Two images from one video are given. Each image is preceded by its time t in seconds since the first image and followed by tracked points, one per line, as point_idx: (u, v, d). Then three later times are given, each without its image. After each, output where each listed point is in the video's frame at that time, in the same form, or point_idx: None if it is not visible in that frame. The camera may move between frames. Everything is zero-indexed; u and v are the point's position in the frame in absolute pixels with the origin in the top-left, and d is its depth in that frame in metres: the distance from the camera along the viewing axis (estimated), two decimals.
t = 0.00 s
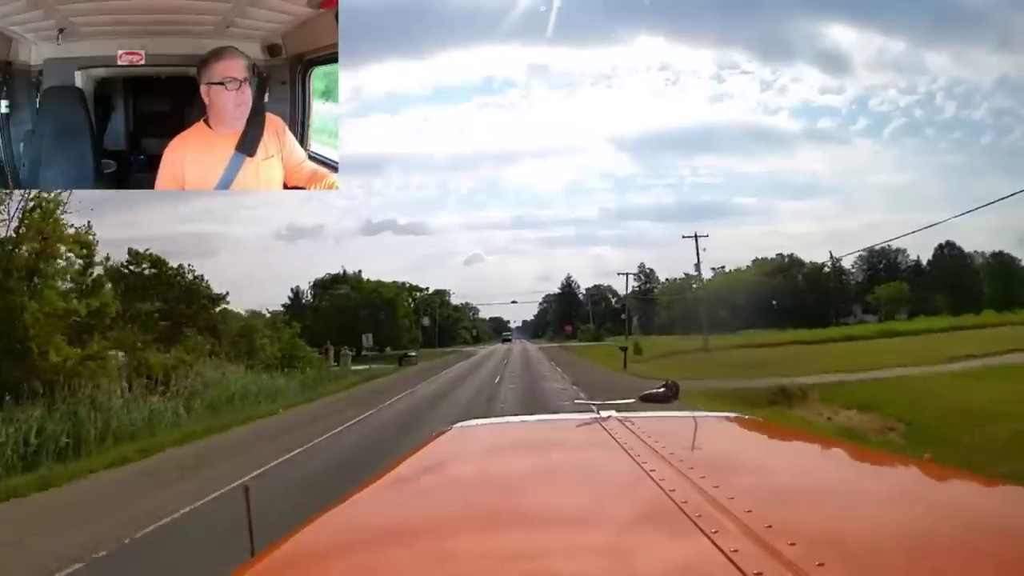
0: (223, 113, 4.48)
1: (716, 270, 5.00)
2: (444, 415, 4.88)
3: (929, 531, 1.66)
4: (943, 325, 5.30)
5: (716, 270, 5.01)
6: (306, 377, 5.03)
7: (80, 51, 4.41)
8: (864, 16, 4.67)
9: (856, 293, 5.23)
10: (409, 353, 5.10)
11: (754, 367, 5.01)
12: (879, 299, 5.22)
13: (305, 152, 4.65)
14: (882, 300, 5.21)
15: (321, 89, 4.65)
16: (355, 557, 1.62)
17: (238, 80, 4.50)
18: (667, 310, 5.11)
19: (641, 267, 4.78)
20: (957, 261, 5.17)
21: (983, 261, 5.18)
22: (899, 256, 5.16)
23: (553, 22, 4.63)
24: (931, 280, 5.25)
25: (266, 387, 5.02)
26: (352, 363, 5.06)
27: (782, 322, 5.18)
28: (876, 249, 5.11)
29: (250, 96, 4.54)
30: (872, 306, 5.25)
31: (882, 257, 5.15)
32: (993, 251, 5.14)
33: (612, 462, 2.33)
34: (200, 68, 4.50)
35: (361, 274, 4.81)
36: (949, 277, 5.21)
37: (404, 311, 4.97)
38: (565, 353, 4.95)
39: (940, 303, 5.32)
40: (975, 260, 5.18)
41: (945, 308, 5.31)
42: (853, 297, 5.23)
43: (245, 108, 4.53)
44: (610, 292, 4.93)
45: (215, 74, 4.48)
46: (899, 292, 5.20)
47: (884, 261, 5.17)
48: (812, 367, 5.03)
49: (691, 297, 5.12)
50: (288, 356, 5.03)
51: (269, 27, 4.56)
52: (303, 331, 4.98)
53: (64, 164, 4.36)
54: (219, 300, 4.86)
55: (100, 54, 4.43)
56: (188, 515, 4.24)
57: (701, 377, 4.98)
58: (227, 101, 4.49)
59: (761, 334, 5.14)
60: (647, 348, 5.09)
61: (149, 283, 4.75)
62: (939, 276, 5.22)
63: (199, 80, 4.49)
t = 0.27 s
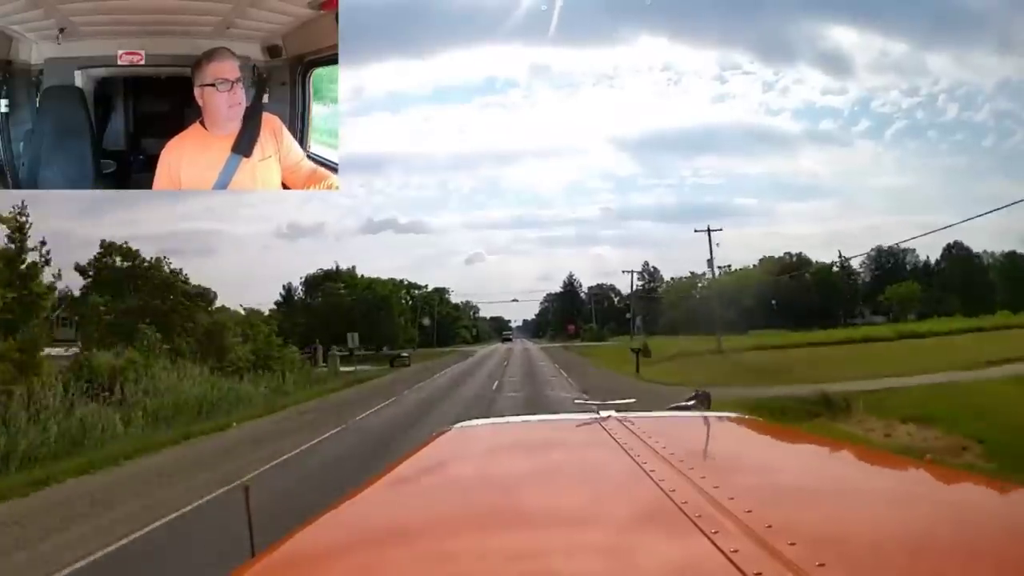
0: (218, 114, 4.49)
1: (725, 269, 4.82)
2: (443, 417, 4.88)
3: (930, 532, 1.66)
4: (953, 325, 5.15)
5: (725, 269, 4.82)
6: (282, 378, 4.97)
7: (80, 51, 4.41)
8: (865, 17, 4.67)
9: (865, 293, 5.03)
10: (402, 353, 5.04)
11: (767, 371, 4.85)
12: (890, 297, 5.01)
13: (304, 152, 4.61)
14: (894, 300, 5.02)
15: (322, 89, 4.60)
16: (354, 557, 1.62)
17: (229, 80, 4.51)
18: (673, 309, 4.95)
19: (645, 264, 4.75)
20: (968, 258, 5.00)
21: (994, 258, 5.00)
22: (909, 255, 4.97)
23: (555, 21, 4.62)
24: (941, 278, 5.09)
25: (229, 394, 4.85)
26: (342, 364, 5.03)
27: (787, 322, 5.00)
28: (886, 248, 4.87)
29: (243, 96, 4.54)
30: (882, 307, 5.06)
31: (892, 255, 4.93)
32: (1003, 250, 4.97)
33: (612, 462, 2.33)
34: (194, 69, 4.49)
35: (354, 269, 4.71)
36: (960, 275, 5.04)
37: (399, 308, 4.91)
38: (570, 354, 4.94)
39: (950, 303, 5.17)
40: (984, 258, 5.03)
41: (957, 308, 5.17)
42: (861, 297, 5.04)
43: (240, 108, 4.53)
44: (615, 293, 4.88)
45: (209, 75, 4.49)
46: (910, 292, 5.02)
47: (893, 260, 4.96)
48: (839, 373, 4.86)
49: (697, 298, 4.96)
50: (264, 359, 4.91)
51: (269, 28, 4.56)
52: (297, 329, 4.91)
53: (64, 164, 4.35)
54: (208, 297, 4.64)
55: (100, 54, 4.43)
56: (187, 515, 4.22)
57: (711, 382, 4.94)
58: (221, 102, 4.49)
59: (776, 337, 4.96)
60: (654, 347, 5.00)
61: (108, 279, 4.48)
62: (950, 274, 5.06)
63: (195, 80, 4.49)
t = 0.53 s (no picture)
0: (218, 113, 4.48)
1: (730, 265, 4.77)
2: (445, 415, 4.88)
3: (930, 531, 1.66)
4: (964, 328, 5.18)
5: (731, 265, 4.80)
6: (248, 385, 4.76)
7: (80, 51, 4.40)
8: (865, 16, 4.66)
9: (877, 293, 4.97)
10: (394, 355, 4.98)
11: (780, 375, 4.84)
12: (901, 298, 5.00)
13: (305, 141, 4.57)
14: (905, 299, 5.02)
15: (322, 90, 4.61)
16: (354, 558, 1.61)
17: (228, 79, 4.51)
18: (677, 308, 4.95)
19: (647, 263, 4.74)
20: (980, 259, 4.98)
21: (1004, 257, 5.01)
22: (920, 255, 4.93)
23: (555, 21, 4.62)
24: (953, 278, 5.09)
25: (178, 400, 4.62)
26: (327, 367, 4.88)
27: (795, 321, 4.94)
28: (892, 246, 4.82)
29: (242, 95, 4.54)
30: (892, 305, 5.05)
31: (900, 254, 4.91)
32: (1013, 249, 4.98)
33: (613, 462, 2.33)
34: (194, 69, 4.48)
35: (347, 267, 4.65)
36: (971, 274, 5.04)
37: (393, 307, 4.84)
38: (575, 353, 4.98)
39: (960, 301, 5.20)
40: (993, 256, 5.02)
41: (969, 308, 5.21)
42: (872, 297, 4.98)
43: (239, 106, 4.53)
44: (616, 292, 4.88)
45: (208, 74, 4.48)
46: (921, 291, 5.00)
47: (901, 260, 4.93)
48: (850, 375, 4.87)
49: (701, 298, 4.91)
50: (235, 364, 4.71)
51: (269, 28, 4.56)
52: (290, 329, 4.78)
53: (64, 164, 4.33)
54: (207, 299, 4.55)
55: (100, 54, 4.42)
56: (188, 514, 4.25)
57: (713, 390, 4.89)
58: (220, 101, 4.49)
59: (781, 337, 4.90)
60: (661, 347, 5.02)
61: (77, 272, 4.35)
62: (960, 273, 5.05)
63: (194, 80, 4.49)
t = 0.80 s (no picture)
0: (222, 113, 4.48)
1: (734, 264, 4.80)
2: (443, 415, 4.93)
3: (930, 531, 1.66)
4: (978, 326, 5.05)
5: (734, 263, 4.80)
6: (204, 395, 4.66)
7: (80, 50, 4.40)
8: (865, 17, 4.66)
9: (884, 293, 4.96)
10: (380, 358, 5.01)
11: (806, 382, 4.88)
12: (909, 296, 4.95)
13: (306, 141, 4.57)
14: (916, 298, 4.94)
15: (323, 90, 4.59)
16: (357, 558, 1.61)
17: (234, 79, 4.50)
18: (679, 309, 5.01)
19: (650, 262, 4.74)
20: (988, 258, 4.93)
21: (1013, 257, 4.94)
22: (927, 252, 4.86)
23: (554, 22, 4.62)
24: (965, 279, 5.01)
25: (110, 409, 4.41)
26: (309, 370, 4.87)
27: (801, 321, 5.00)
28: (897, 245, 4.80)
29: (248, 95, 4.54)
30: (900, 305, 4.99)
31: (905, 252, 4.86)
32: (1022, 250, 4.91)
33: (613, 462, 2.33)
34: (198, 68, 4.49)
35: (336, 264, 4.68)
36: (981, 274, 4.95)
37: (388, 306, 4.84)
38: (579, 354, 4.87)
39: (975, 300, 5.07)
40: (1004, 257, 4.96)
41: (980, 308, 5.06)
42: (880, 297, 4.97)
43: (243, 105, 4.53)
44: (616, 292, 4.88)
45: (213, 73, 4.48)
46: (933, 290, 4.95)
47: (907, 258, 4.87)
48: (847, 375, 4.90)
49: (704, 296, 4.96)
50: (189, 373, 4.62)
51: (269, 28, 4.56)
52: (277, 329, 4.77)
53: (64, 164, 4.32)
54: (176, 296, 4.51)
55: (100, 54, 4.42)
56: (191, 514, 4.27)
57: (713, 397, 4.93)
58: (226, 100, 4.49)
59: (786, 340, 4.98)
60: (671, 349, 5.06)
61: (42, 268, 4.27)
62: (973, 272, 4.96)
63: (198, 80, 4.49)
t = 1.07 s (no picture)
0: (223, 109, 4.47)
1: (738, 263, 4.77)
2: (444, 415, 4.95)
3: (929, 531, 1.67)
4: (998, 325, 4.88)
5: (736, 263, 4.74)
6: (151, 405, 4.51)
7: (81, 51, 4.40)
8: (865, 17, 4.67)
9: (890, 292, 4.96)
10: (367, 361, 4.94)
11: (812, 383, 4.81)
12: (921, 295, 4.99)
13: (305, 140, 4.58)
14: (923, 298, 4.98)
15: (323, 90, 4.61)
16: (358, 558, 1.62)
17: (239, 76, 4.49)
18: (682, 308, 5.01)
19: (650, 262, 4.73)
20: (999, 256, 4.84)
21: None
22: (935, 252, 4.87)
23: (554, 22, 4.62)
24: (975, 277, 4.94)
25: (22, 426, 4.17)
26: (288, 373, 4.82)
27: (808, 321, 4.98)
28: (903, 244, 4.76)
29: (250, 95, 4.54)
30: (910, 305, 5.02)
31: (915, 253, 4.83)
32: None
33: (613, 462, 2.33)
34: (200, 67, 4.49)
35: (324, 262, 4.64)
36: (992, 274, 4.88)
37: (376, 307, 4.82)
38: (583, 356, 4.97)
39: (990, 300, 4.95)
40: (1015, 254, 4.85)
41: (995, 308, 4.93)
42: (885, 296, 4.96)
43: (246, 104, 4.52)
44: (616, 293, 4.88)
45: (217, 70, 4.47)
46: (942, 290, 4.97)
47: (916, 258, 4.86)
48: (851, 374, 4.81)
49: (707, 296, 4.93)
50: (145, 383, 4.53)
51: (269, 28, 4.56)
52: (263, 329, 4.72)
53: (64, 164, 4.33)
54: (155, 291, 4.49)
55: (100, 54, 4.42)
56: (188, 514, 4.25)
57: (722, 402, 4.92)
58: (227, 97, 4.48)
59: (792, 340, 4.97)
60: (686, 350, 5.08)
61: None
62: (983, 272, 4.89)
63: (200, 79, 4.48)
